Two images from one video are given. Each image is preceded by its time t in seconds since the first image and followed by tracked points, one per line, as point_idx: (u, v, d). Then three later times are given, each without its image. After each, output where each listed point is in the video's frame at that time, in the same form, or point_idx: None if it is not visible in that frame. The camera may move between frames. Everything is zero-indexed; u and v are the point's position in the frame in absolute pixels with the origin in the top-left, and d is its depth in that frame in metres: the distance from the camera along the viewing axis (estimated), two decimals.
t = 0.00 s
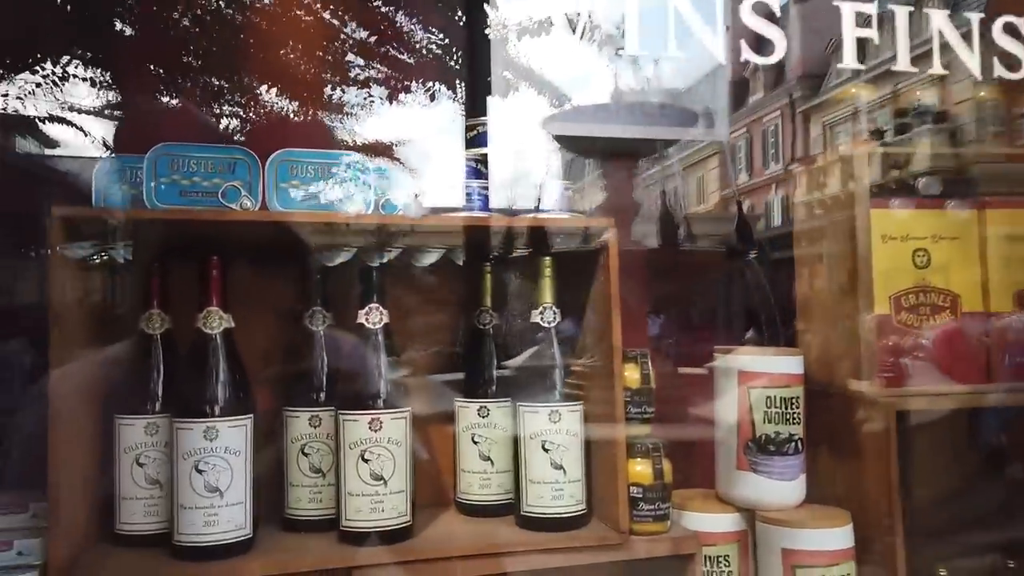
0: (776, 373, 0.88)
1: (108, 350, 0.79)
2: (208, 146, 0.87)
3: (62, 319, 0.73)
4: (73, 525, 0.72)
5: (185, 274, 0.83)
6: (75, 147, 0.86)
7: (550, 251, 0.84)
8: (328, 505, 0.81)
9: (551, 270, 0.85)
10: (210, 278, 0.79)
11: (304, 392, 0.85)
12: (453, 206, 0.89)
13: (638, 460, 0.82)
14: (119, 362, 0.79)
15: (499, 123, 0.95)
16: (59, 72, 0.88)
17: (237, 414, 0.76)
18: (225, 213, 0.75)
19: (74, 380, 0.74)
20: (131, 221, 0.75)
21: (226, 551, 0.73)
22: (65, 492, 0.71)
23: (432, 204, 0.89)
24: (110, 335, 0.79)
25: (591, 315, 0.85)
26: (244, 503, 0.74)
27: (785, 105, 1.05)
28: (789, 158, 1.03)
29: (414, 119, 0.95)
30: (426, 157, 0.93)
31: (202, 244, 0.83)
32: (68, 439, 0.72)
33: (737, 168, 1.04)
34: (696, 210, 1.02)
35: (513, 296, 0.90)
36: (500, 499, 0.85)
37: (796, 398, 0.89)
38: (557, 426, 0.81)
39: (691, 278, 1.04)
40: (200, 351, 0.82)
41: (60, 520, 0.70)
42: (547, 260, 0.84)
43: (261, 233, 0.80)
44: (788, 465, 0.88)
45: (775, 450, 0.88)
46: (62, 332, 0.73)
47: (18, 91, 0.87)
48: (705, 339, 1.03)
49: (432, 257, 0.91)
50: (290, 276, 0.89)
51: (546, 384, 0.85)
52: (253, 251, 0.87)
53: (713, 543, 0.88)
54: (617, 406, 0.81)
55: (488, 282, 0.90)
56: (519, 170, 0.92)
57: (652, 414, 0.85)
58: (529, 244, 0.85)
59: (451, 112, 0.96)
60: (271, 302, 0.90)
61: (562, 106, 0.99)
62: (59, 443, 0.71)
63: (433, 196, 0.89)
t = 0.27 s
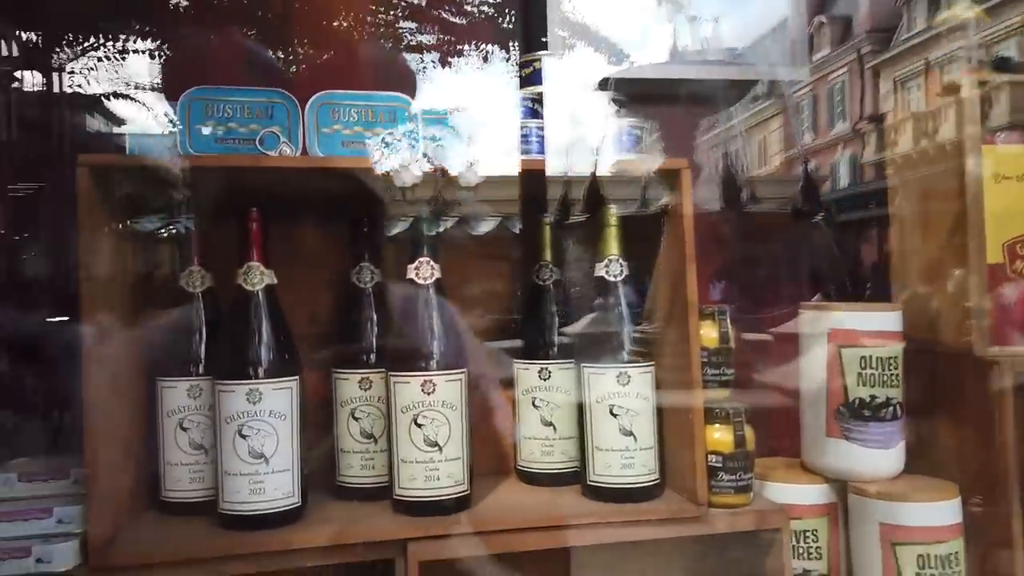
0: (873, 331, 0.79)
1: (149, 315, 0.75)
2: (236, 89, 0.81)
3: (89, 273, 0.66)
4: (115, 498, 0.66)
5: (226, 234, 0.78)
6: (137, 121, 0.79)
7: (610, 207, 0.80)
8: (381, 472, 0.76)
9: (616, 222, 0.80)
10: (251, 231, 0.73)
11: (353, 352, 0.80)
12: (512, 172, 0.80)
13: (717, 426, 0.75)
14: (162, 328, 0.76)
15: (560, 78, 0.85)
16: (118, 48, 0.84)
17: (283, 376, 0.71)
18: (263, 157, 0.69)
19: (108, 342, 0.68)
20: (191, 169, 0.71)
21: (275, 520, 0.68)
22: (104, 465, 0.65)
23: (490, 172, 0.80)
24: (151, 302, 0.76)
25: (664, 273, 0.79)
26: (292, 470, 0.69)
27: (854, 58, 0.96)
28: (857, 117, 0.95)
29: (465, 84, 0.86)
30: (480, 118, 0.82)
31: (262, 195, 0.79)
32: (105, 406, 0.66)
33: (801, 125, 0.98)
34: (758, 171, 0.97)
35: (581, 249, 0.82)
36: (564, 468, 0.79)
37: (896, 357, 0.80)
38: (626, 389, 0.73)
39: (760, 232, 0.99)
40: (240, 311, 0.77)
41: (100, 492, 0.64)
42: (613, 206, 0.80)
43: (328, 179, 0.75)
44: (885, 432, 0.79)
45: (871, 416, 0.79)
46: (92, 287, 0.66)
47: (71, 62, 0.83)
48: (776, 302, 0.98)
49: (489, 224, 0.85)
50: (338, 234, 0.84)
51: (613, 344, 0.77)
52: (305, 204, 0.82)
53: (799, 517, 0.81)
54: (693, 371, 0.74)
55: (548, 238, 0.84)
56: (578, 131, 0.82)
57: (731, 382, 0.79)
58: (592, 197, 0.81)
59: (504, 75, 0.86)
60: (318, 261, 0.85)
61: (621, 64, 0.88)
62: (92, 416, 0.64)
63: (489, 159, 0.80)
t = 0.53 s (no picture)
0: (976, 302, 0.70)
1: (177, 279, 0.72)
2: (275, 28, 0.76)
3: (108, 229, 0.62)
4: (138, 469, 0.63)
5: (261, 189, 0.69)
6: (207, 83, 0.71)
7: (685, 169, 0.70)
8: (419, 447, 0.71)
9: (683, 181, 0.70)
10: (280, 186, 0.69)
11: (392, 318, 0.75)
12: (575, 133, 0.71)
13: (789, 406, 0.67)
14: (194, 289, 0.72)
15: (633, 21, 0.74)
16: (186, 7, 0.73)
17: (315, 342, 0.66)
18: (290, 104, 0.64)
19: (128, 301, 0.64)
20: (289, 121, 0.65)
21: (305, 496, 0.64)
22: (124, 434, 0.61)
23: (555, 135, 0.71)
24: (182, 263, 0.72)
25: (733, 234, 0.70)
26: (323, 442, 0.65)
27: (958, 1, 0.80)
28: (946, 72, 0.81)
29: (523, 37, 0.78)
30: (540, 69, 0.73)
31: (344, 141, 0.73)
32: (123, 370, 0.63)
33: (887, 83, 0.82)
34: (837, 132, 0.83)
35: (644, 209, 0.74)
36: (617, 446, 0.73)
37: (1000, 333, 0.70)
38: (688, 363, 0.65)
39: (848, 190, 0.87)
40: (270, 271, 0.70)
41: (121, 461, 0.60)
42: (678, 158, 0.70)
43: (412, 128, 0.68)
44: (985, 416, 0.70)
45: (969, 398, 0.70)
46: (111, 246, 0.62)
47: (152, 25, 0.72)
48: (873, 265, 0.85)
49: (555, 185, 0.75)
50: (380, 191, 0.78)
51: (673, 313, 0.70)
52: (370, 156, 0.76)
53: (880, 507, 0.73)
54: (765, 339, 0.65)
55: (605, 196, 0.76)
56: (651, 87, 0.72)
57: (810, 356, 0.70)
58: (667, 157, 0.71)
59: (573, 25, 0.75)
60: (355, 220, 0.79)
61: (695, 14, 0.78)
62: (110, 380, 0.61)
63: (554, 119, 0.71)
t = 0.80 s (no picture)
0: None
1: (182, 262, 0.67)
2: None
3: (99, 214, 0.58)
4: (136, 464, 0.60)
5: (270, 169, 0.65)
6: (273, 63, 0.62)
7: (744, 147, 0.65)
8: (434, 444, 0.66)
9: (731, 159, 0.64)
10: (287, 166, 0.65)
11: (406, 307, 0.71)
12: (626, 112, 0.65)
13: (839, 411, 0.60)
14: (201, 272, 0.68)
15: None
16: None
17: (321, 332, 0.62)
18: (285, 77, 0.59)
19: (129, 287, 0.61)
20: (358, 94, 0.62)
21: (307, 496, 0.60)
22: (119, 430, 0.58)
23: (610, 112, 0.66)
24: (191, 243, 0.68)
25: (780, 216, 0.63)
26: (327, 439, 0.61)
27: None
28: None
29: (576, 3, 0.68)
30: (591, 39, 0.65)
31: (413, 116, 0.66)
32: (119, 363, 0.59)
33: (967, 54, 0.71)
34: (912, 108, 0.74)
35: (680, 188, 0.68)
36: (647, 449, 0.67)
37: None
38: (724, 361, 0.59)
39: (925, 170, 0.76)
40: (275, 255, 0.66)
41: (115, 456, 0.58)
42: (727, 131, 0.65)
43: (498, 99, 0.63)
44: None
45: None
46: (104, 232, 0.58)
47: None
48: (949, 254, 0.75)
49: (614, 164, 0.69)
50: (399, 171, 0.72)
51: (711, 305, 0.63)
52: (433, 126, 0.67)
53: (944, 523, 0.65)
54: (812, 323, 0.58)
55: (640, 170, 0.68)
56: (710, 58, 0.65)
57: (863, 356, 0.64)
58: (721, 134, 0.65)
59: None
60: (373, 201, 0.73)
61: None
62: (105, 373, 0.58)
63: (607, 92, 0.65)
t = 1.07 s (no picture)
0: None
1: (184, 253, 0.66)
2: None
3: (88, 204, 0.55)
4: (132, 457, 0.59)
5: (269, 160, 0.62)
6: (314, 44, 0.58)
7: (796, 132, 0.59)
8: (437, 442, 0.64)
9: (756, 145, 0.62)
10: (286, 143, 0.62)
11: (409, 293, 0.67)
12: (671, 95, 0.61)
13: (868, 418, 0.55)
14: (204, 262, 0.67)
15: None
16: None
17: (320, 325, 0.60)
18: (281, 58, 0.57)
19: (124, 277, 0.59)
20: (406, 78, 0.60)
21: (302, 494, 0.58)
22: (112, 423, 0.57)
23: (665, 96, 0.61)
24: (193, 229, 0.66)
25: (807, 206, 0.59)
26: (324, 436, 0.59)
27: None
28: None
29: None
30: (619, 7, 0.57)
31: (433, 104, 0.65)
32: (111, 354, 0.58)
33: None
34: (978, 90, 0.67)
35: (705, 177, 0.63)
36: (662, 451, 0.63)
37: None
38: (741, 362, 0.55)
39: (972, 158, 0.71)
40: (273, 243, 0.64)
41: (107, 450, 0.57)
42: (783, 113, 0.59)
43: (561, 79, 0.60)
44: None
45: None
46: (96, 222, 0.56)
47: None
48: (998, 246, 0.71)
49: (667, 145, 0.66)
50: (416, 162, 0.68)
51: (726, 301, 0.60)
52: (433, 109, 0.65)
53: (982, 538, 0.59)
54: (839, 314, 0.53)
55: (658, 160, 0.67)
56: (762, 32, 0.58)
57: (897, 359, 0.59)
58: (764, 121, 0.61)
59: None
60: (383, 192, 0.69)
61: None
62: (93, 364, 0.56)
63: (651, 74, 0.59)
